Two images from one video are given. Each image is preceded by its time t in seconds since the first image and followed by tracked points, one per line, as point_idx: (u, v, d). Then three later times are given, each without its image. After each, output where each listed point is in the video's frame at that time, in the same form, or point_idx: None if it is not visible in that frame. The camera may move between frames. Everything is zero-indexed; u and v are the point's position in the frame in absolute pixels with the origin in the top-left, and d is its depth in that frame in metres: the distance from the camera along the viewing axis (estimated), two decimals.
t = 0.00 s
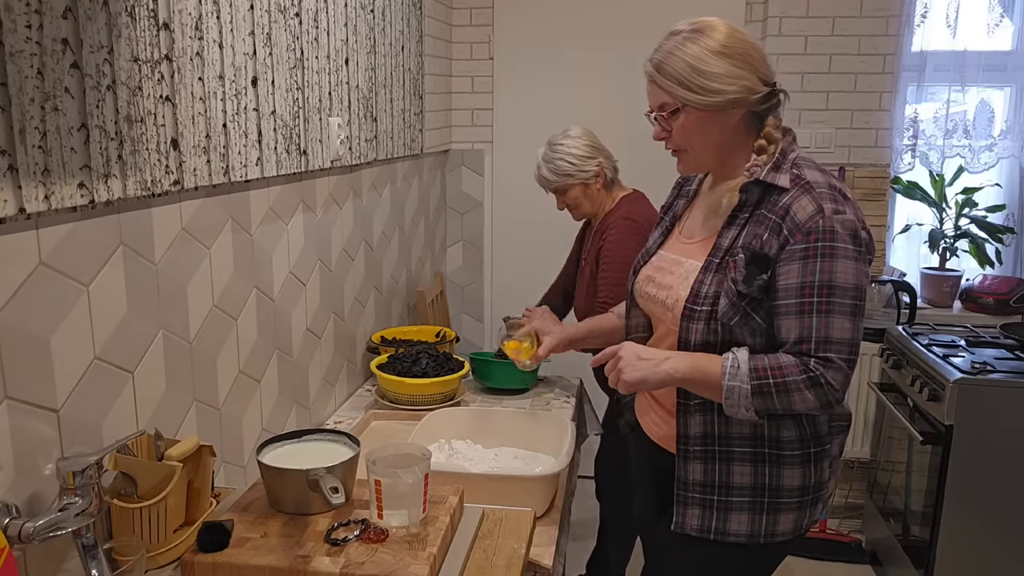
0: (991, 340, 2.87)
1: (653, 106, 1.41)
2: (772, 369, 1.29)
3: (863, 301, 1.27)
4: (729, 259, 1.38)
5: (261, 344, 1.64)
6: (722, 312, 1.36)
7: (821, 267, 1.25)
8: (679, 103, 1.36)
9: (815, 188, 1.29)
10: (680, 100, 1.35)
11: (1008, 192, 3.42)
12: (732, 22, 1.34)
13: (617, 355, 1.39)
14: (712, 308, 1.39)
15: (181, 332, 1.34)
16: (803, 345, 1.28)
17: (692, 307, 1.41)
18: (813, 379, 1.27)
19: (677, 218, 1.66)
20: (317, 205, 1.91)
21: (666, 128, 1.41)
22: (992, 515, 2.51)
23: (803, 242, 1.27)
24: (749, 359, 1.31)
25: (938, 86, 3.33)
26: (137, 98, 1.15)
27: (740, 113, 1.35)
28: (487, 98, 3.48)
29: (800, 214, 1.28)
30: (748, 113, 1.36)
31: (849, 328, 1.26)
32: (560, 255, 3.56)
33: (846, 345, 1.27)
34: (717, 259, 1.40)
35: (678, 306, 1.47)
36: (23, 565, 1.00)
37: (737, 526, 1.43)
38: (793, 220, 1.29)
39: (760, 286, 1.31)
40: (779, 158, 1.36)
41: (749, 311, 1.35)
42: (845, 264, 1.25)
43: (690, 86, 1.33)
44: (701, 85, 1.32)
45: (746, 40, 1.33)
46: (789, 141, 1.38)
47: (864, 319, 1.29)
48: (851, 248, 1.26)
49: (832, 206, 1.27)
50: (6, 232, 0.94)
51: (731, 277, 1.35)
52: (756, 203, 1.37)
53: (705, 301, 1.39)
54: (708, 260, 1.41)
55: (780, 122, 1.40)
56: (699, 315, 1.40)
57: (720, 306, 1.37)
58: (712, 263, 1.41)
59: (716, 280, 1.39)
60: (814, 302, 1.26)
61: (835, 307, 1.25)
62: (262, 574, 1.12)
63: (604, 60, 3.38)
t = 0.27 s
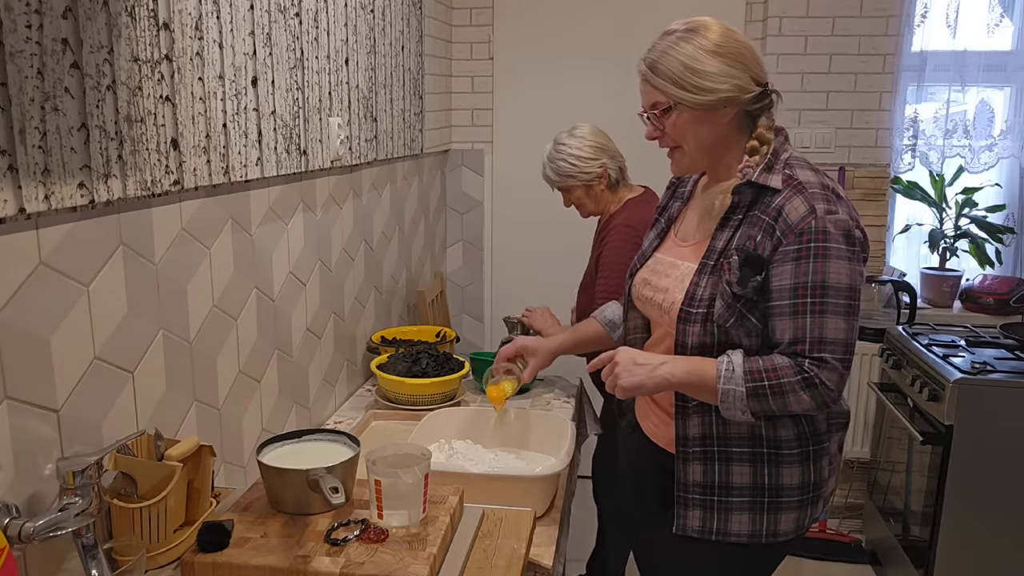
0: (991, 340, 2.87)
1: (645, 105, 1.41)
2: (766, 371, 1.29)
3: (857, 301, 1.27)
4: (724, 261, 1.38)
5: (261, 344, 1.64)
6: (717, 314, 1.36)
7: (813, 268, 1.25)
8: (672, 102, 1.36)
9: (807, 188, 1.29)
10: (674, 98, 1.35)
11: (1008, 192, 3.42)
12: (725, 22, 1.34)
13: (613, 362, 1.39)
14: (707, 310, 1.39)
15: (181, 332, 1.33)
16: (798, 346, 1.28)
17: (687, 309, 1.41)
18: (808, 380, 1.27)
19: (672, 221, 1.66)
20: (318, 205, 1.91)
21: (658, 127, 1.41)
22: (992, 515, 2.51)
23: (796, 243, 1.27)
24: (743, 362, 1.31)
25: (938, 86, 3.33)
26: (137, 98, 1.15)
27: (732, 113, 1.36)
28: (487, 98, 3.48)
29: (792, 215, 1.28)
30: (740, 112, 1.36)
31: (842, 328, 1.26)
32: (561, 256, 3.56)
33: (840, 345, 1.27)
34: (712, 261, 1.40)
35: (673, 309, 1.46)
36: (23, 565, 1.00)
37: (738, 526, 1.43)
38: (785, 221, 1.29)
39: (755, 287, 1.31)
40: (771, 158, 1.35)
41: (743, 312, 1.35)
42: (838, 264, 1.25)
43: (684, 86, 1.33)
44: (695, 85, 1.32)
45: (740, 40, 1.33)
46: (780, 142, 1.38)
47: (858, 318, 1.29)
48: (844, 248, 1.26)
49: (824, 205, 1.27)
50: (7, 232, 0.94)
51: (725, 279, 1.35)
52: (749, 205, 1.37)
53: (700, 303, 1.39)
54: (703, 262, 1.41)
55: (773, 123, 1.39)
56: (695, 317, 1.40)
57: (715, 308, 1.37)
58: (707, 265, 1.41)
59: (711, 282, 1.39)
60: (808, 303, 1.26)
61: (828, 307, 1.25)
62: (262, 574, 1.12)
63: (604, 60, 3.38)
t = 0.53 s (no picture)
0: (991, 340, 2.87)
1: (644, 104, 1.41)
2: (768, 373, 1.28)
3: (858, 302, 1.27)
4: (723, 261, 1.38)
5: (261, 343, 1.64)
6: (717, 314, 1.36)
7: (814, 269, 1.25)
8: (672, 102, 1.36)
9: (808, 189, 1.29)
10: (674, 98, 1.35)
11: (1008, 192, 3.42)
12: (726, 22, 1.34)
13: (615, 366, 1.36)
14: (707, 311, 1.39)
15: (181, 332, 1.33)
16: (799, 347, 1.28)
17: (687, 310, 1.41)
18: (810, 381, 1.27)
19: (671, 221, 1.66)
20: (317, 205, 1.91)
21: (657, 126, 1.40)
22: (992, 515, 2.51)
23: (797, 244, 1.27)
24: (745, 364, 1.30)
25: (938, 86, 3.33)
26: (137, 98, 1.15)
27: (732, 113, 1.35)
28: (487, 98, 3.48)
29: (793, 216, 1.28)
30: (740, 112, 1.36)
31: (844, 329, 1.26)
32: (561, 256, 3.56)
33: (842, 346, 1.27)
34: (712, 261, 1.40)
35: (672, 310, 1.46)
36: (23, 565, 1.00)
37: (737, 525, 1.43)
38: (786, 222, 1.29)
39: (755, 287, 1.31)
40: (772, 158, 1.35)
41: (743, 313, 1.35)
42: (839, 265, 1.25)
43: (684, 85, 1.33)
44: (696, 84, 1.32)
45: (740, 40, 1.33)
46: (780, 142, 1.38)
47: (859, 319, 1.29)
48: (845, 249, 1.26)
49: (824, 207, 1.27)
50: (6, 232, 0.94)
51: (726, 279, 1.35)
52: (749, 205, 1.37)
53: (700, 304, 1.39)
54: (702, 262, 1.41)
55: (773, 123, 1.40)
56: (694, 317, 1.40)
57: (715, 309, 1.37)
58: (707, 265, 1.41)
59: (710, 282, 1.39)
60: (809, 304, 1.26)
61: (829, 308, 1.25)
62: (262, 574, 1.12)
63: (604, 60, 3.38)
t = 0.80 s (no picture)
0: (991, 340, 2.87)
1: (675, 82, 1.36)
2: (771, 375, 1.28)
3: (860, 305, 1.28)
4: (725, 262, 1.38)
5: (261, 343, 1.64)
6: (718, 315, 1.36)
7: (818, 272, 1.26)
8: (711, 77, 1.33)
9: (811, 192, 1.30)
10: (713, 74, 1.33)
11: (1008, 192, 3.42)
12: (750, 17, 1.37)
13: (617, 365, 1.34)
14: (708, 311, 1.39)
15: (181, 332, 1.33)
16: (802, 349, 1.28)
17: (688, 310, 1.41)
18: (812, 383, 1.27)
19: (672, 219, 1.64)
20: (317, 205, 1.91)
21: (689, 103, 1.36)
22: (993, 515, 2.51)
23: (800, 246, 1.28)
24: (748, 366, 1.30)
25: (938, 86, 3.33)
26: (137, 99, 1.15)
27: (759, 103, 1.37)
28: (487, 98, 3.48)
29: (796, 219, 1.28)
30: (761, 105, 1.37)
31: (847, 331, 1.27)
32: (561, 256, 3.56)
33: (844, 349, 1.27)
34: (713, 261, 1.40)
35: (672, 309, 1.46)
36: (23, 566, 1.00)
37: (732, 525, 1.43)
38: (789, 224, 1.29)
39: (756, 289, 1.32)
40: (775, 160, 1.35)
41: (744, 314, 1.35)
42: (842, 268, 1.26)
43: (728, 62, 1.31)
44: (738, 63, 1.31)
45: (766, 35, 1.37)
46: (783, 145, 1.38)
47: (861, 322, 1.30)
48: (848, 252, 1.26)
49: (828, 209, 1.27)
50: (6, 232, 0.94)
51: (727, 280, 1.35)
52: (750, 206, 1.37)
53: (701, 304, 1.39)
54: (703, 262, 1.41)
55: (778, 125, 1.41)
56: (695, 317, 1.40)
57: (716, 309, 1.37)
58: (708, 265, 1.41)
59: (711, 282, 1.39)
60: (812, 306, 1.26)
61: (833, 311, 1.26)
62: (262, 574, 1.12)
63: (604, 60, 3.38)
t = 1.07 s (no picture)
0: (991, 340, 2.87)
1: (715, 64, 1.35)
2: (772, 372, 1.28)
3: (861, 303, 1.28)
4: (726, 259, 1.38)
5: (261, 344, 1.64)
6: (718, 312, 1.36)
7: (820, 269, 1.26)
8: (758, 66, 1.34)
9: (812, 189, 1.30)
10: (761, 64, 1.34)
11: (1008, 192, 3.42)
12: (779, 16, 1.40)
13: (617, 363, 1.32)
14: (708, 308, 1.39)
15: (181, 332, 1.33)
16: (803, 346, 1.28)
17: (688, 306, 1.41)
18: (813, 381, 1.27)
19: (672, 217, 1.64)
20: (317, 206, 1.91)
21: (729, 86, 1.35)
22: (993, 515, 2.51)
23: (802, 244, 1.28)
24: (749, 363, 1.30)
25: (938, 86, 3.33)
26: (137, 98, 1.15)
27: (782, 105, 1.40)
28: (487, 98, 3.48)
29: (798, 216, 1.29)
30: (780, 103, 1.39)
31: (847, 329, 1.27)
32: (560, 256, 3.56)
33: (844, 346, 1.28)
34: (713, 258, 1.40)
35: (672, 305, 1.47)
36: (23, 566, 1.00)
37: (727, 524, 1.43)
38: (791, 222, 1.30)
39: (757, 286, 1.32)
40: (777, 158, 1.36)
41: (745, 312, 1.35)
42: (844, 265, 1.26)
43: (774, 56, 1.33)
44: (783, 60, 1.34)
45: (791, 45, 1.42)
46: (786, 144, 1.39)
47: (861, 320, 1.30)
48: (849, 250, 1.27)
49: (829, 207, 1.28)
50: (6, 232, 0.94)
51: (727, 277, 1.35)
52: (751, 202, 1.38)
53: (701, 301, 1.39)
54: (704, 259, 1.41)
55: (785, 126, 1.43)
56: (695, 314, 1.40)
57: (715, 306, 1.37)
58: (708, 262, 1.41)
59: (712, 279, 1.39)
60: (814, 303, 1.26)
61: (834, 309, 1.26)
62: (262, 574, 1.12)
63: (604, 60, 3.38)
